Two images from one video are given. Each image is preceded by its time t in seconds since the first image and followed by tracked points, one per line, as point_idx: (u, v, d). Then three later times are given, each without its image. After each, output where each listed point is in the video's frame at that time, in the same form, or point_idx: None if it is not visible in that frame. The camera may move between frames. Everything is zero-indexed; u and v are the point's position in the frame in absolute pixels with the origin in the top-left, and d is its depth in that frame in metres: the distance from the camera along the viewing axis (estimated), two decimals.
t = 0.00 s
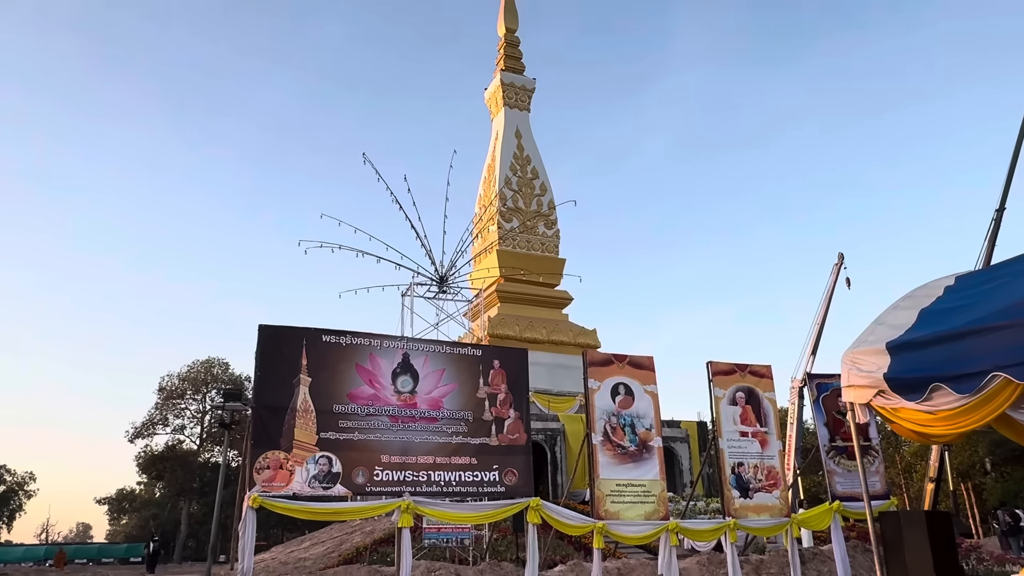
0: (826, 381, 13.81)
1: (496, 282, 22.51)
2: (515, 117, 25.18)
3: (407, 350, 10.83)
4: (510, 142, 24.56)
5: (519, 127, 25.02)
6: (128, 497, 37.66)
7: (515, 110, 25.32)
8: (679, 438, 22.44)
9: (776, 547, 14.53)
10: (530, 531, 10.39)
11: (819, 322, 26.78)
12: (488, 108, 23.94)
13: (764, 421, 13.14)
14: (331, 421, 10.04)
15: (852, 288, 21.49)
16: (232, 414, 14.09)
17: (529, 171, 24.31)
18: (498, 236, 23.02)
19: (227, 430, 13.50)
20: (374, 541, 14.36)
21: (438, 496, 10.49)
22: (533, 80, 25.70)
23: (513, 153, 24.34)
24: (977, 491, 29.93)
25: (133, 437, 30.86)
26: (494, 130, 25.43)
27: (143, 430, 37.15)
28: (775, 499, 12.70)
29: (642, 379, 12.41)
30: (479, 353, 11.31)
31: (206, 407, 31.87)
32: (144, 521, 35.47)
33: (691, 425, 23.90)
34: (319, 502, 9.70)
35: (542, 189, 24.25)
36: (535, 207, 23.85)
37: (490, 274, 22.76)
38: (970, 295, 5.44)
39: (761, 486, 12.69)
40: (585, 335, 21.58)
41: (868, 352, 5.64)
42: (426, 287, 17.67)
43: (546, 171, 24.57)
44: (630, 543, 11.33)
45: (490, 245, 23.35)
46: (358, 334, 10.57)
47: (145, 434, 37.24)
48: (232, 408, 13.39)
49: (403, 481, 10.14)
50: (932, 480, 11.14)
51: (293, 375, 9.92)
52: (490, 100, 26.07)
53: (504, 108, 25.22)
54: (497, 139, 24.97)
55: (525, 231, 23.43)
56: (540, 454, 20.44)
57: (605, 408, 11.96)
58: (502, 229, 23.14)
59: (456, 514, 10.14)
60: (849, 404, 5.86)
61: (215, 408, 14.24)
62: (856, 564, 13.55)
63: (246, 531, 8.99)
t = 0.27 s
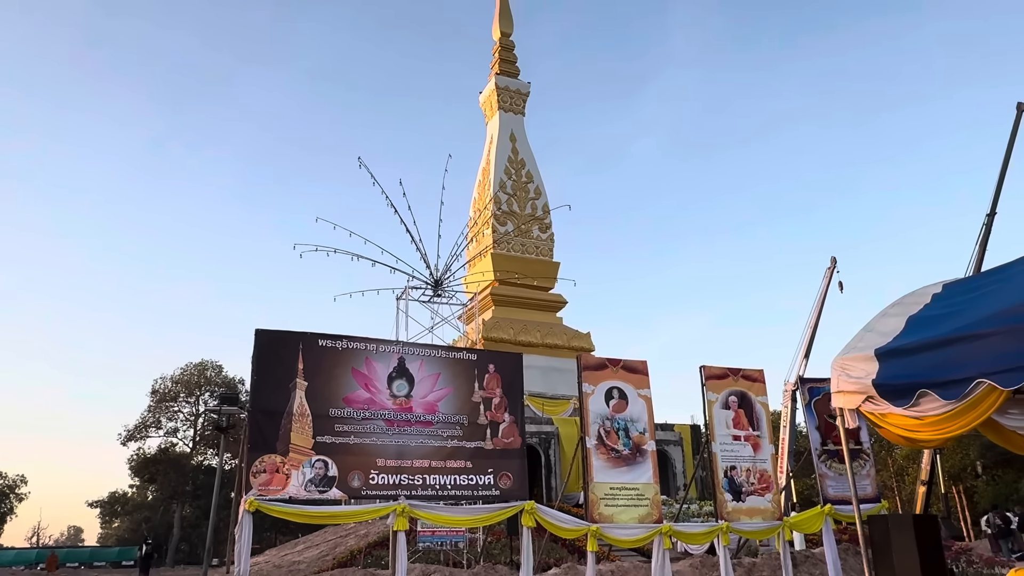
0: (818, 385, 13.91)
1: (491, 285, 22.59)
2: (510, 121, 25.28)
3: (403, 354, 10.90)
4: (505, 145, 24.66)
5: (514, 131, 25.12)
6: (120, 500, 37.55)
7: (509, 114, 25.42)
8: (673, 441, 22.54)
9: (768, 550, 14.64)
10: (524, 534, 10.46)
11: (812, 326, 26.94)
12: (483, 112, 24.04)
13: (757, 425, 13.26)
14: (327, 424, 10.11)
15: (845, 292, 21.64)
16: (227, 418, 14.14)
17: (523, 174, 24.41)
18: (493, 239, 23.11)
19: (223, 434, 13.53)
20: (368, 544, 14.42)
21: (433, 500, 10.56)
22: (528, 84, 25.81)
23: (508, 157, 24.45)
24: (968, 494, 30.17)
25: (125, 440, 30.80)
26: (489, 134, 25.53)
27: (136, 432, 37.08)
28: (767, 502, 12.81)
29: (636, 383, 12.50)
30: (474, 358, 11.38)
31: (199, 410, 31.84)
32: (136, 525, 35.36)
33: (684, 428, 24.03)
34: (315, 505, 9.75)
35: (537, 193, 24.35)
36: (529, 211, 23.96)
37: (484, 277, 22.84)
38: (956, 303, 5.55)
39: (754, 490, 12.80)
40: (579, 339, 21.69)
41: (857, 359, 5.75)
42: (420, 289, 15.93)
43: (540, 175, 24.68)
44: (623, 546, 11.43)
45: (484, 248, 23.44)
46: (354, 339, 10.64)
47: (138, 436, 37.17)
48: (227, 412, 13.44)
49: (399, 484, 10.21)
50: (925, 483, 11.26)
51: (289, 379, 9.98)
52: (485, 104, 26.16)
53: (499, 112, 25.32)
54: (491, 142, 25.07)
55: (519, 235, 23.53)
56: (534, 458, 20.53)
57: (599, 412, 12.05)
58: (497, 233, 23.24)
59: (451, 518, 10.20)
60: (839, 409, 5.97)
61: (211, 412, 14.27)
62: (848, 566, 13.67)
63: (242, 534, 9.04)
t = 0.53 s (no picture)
0: (810, 388, 14.02)
1: (486, 287, 22.66)
2: (505, 124, 25.36)
3: (398, 357, 10.96)
4: (500, 148, 24.74)
5: (510, 134, 25.20)
6: (112, 502, 37.42)
7: (505, 116, 25.50)
8: (667, 443, 22.63)
9: (761, 552, 14.74)
10: (519, 536, 10.53)
11: (806, 328, 27.10)
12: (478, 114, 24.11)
13: (749, 427, 13.36)
14: (323, 427, 10.16)
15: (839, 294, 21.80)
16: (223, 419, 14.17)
17: (518, 177, 24.51)
18: (488, 241, 23.18)
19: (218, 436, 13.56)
20: (363, 546, 14.47)
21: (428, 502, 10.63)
22: (523, 87, 25.90)
23: (503, 159, 24.54)
24: (959, 495, 30.39)
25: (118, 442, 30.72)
26: (484, 136, 25.61)
27: (128, 434, 36.99)
28: (759, 504, 12.92)
29: (630, 386, 12.60)
30: (469, 360, 11.45)
31: (193, 411, 31.77)
32: (129, 526, 35.24)
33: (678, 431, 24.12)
34: (310, 507, 9.80)
35: (532, 195, 24.45)
36: (524, 213, 24.05)
37: (479, 280, 22.92)
38: (944, 310, 5.65)
39: (746, 492, 12.91)
40: (574, 341, 21.77)
41: (847, 364, 5.85)
42: (417, 293, 16.74)
43: (535, 177, 24.78)
44: (616, 548, 11.48)
45: (479, 250, 23.51)
46: (350, 341, 10.69)
47: (130, 438, 37.07)
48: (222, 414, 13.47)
49: (394, 486, 10.27)
50: (917, 485, 11.40)
51: (285, 382, 10.03)
52: (480, 106, 26.23)
53: (494, 115, 25.40)
54: (487, 145, 25.14)
55: (514, 237, 23.62)
56: (529, 460, 20.58)
57: (593, 415, 12.13)
58: (492, 235, 23.32)
59: (446, 520, 10.27)
60: (829, 414, 6.07)
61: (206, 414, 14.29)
62: (839, 568, 13.79)
63: (237, 536, 9.09)
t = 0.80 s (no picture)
0: (802, 392, 14.11)
1: (481, 289, 22.71)
2: (501, 126, 25.42)
3: (393, 359, 11.01)
4: (496, 150, 24.80)
5: (505, 136, 25.27)
6: (105, 502, 37.37)
7: (500, 118, 25.57)
8: (661, 445, 22.72)
9: (753, 554, 14.84)
10: (512, 538, 10.59)
11: (799, 330, 27.22)
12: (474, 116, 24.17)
13: (742, 430, 13.45)
14: (317, 429, 10.20)
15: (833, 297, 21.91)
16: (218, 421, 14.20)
17: (514, 179, 24.58)
18: (483, 243, 23.24)
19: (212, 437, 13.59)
20: (357, 548, 14.51)
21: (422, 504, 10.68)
22: (519, 89, 25.98)
23: (498, 161, 24.60)
24: (952, 497, 30.58)
25: (112, 442, 30.70)
26: (480, 138, 25.67)
27: (122, 435, 36.93)
28: (751, 507, 13.01)
29: (623, 389, 12.67)
30: (463, 363, 11.51)
31: (187, 412, 31.73)
32: (122, 527, 35.14)
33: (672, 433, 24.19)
34: (305, 509, 9.84)
35: (527, 197, 24.52)
36: (519, 215, 24.11)
37: (474, 282, 22.98)
38: (931, 315, 5.73)
39: (739, 495, 12.99)
40: (568, 343, 21.85)
41: (836, 369, 5.93)
42: (412, 295, 16.64)
43: (531, 180, 24.85)
44: (610, 550, 11.54)
45: (474, 252, 23.57)
46: (345, 344, 10.74)
47: (124, 439, 37.02)
48: (216, 415, 13.50)
49: (388, 488, 10.32)
50: (909, 488, 11.49)
51: (280, 384, 10.07)
52: (476, 108, 26.29)
53: (490, 116, 25.46)
54: (482, 147, 25.20)
55: (509, 239, 23.68)
56: (523, 461, 20.64)
57: (586, 418, 12.20)
58: (487, 237, 23.38)
59: (440, 522, 10.33)
60: (818, 417, 6.16)
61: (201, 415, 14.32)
62: (831, 570, 13.88)
63: (232, 538, 9.13)
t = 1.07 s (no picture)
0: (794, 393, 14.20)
1: (476, 289, 22.75)
2: (497, 126, 25.48)
3: (386, 361, 11.06)
4: (491, 150, 24.86)
5: (501, 136, 25.33)
6: (98, 502, 37.31)
7: (496, 119, 25.63)
8: (655, 447, 22.80)
9: (745, 554, 14.92)
10: (505, 539, 10.65)
11: (794, 332, 27.34)
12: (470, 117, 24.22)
13: (734, 432, 13.53)
14: (311, 430, 10.25)
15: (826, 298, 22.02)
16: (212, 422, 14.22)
17: (509, 180, 24.64)
18: (478, 243, 23.30)
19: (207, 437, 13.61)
20: (351, 548, 14.55)
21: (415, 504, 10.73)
22: (515, 90, 26.04)
23: (494, 162, 24.66)
24: (944, 498, 30.74)
25: (106, 442, 30.66)
26: (476, 139, 25.72)
27: (116, 434, 36.87)
28: (743, 508, 13.09)
29: (616, 391, 12.74)
30: (457, 364, 11.56)
31: (181, 412, 31.70)
32: (115, 527, 35.09)
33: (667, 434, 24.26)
34: (298, 510, 9.89)
35: (522, 198, 24.59)
36: (515, 216, 24.18)
37: (469, 283, 23.03)
38: (917, 320, 5.81)
39: (730, 496, 13.08)
40: (563, 344, 21.92)
41: (823, 372, 6.01)
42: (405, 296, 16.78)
43: (526, 181, 24.91)
44: (602, 550, 11.59)
45: (470, 252, 23.63)
46: (339, 345, 10.78)
47: (118, 438, 36.96)
48: (211, 415, 13.52)
49: (381, 489, 10.37)
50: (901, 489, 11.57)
51: (274, 385, 10.11)
52: (472, 108, 26.34)
53: (485, 117, 25.51)
54: (477, 147, 25.25)
55: (505, 239, 23.74)
56: (517, 462, 20.70)
57: (579, 419, 12.27)
58: (482, 237, 23.44)
59: (433, 522, 10.39)
60: (806, 420, 6.25)
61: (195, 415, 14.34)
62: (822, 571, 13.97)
63: (225, 538, 9.16)
